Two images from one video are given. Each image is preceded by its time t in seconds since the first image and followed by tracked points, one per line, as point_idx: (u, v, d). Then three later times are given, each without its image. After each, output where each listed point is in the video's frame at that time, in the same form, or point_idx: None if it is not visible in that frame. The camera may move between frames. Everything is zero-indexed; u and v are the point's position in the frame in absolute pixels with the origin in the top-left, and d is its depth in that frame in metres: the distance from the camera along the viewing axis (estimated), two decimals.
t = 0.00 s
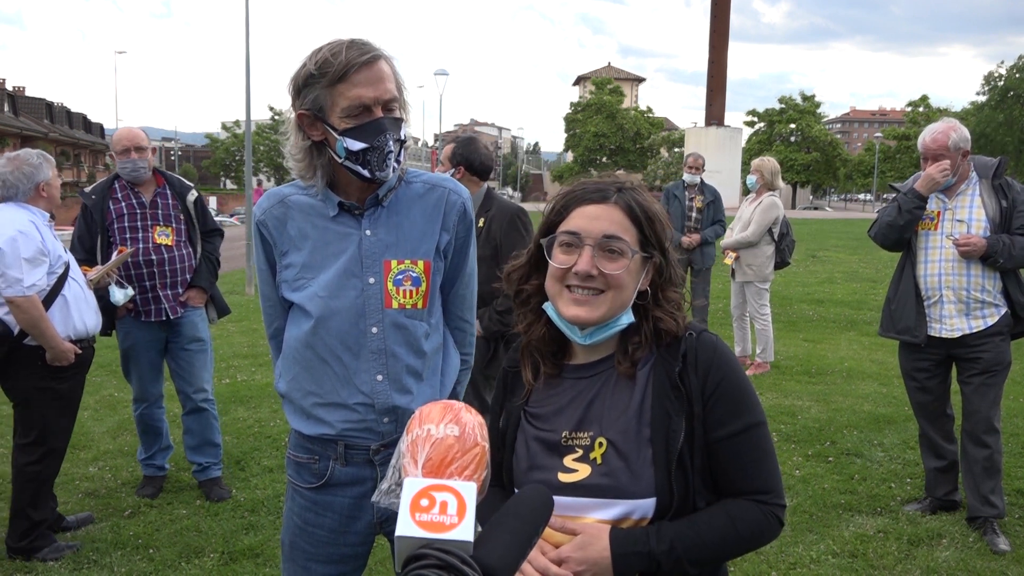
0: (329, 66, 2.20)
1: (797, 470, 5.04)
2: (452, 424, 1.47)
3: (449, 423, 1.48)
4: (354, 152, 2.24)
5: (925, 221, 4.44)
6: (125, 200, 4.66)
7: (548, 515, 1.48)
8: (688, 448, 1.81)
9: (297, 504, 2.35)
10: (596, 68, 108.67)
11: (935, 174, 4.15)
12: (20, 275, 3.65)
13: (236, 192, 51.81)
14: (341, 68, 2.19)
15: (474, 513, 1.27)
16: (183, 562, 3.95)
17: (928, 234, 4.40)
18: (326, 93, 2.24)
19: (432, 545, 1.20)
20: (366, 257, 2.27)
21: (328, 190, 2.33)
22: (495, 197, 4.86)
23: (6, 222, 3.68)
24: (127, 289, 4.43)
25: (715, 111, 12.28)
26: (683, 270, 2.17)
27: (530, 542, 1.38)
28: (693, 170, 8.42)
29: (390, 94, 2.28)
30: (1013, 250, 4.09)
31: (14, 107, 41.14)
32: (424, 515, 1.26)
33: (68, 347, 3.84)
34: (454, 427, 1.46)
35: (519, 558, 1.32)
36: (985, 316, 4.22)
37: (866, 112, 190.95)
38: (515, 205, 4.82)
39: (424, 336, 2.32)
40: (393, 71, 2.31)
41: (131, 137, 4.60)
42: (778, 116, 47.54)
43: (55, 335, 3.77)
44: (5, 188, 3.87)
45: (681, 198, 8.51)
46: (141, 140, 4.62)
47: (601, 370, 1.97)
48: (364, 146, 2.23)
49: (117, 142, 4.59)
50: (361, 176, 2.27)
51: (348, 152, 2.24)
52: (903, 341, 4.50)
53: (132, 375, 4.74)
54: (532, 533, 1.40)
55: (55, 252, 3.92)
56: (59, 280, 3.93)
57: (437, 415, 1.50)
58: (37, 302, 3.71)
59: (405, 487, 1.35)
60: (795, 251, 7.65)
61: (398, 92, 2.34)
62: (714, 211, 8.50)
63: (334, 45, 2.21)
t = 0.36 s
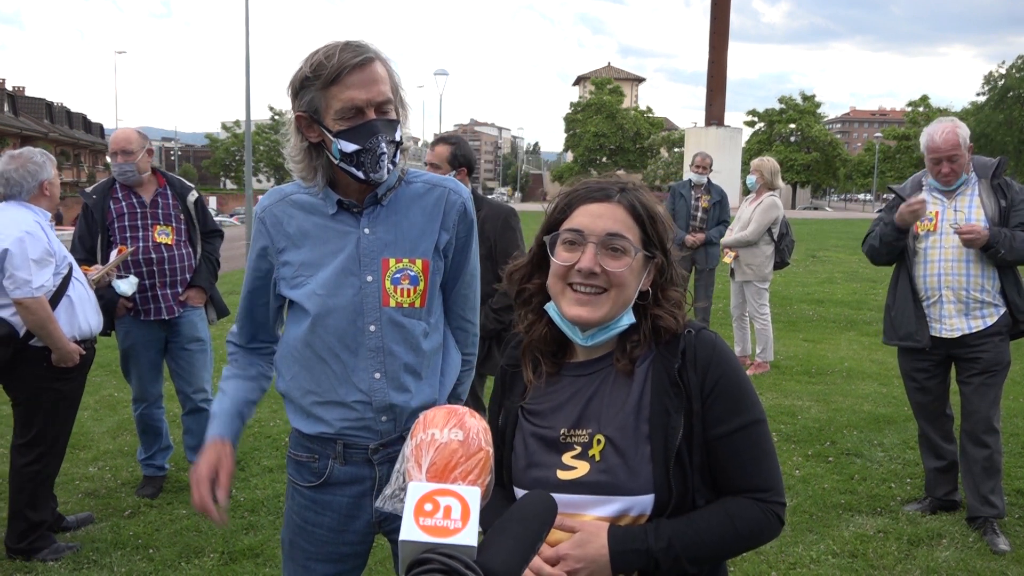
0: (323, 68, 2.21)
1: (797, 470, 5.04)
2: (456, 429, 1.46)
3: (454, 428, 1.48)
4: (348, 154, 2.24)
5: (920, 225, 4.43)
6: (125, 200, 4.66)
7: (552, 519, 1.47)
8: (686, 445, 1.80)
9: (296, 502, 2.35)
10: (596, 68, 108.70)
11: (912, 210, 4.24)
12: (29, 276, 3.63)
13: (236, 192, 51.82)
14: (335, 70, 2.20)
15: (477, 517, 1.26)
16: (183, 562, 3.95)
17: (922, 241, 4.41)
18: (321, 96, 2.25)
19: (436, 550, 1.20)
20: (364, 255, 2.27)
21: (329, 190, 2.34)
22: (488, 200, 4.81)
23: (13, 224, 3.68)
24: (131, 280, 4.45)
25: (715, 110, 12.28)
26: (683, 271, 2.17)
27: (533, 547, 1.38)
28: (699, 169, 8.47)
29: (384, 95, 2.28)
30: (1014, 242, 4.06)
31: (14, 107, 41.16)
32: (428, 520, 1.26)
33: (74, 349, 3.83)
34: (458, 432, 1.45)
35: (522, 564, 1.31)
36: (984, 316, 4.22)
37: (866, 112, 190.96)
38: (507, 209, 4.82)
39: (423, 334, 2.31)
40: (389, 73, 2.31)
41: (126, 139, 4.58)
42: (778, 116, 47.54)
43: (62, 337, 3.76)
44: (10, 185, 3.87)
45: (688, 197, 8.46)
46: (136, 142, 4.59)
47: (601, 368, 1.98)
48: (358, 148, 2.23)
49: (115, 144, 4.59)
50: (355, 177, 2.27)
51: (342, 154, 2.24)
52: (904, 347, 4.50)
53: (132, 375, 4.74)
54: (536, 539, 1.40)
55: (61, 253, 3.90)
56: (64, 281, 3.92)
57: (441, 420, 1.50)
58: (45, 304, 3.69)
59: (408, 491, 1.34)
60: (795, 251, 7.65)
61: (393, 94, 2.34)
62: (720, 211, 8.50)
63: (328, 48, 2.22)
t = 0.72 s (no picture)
0: (304, 77, 2.17)
1: (797, 470, 5.04)
2: (455, 423, 1.48)
3: (453, 422, 1.49)
4: (337, 159, 2.23)
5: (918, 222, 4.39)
6: (125, 200, 4.67)
7: (552, 514, 1.47)
8: (684, 436, 1.80)
9: (294, 502, 2.35)
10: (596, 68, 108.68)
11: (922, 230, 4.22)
12: (38, 275, 3.64)
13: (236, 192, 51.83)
14: (316, 78, 2.16)
15: (476, 512, 1.27)
16: (183, 562, 3.95)
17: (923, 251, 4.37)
18: (304, 103, 2.20)
19: (436, 544, 1.20)
20: (360, 250, 2.27)
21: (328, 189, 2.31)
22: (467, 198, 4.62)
23: (20, 224, 3.67)
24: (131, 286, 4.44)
25: (714, 110, 12.28)
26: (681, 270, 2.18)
27: (533, 541, 1.37)
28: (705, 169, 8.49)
29: (369, 99, 2.24)
30: (1004, 239, 4.05)
31: (14, 107, 41.14)
32: (426, 514, 1.27)
33: (80, 350, 3.82)
34: (457, 426, 1.46)
35: (522, 558, 1.31)
36: (982, 316, 4.21)
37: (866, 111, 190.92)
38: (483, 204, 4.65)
39: (418, 331, 2.32)
40: (372, 76, 2.27)
41: (127, 139, 4.58)
42: (778, 116, 47.53)
43: (68, 337, 3.75)
44: (14, 184, 3.85)
45: (692, 197, 8.55)
46: (136, 142, 4.59)
47: (597, 361, 1.97)
48: (346, 153, 2.21)
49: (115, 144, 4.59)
50: (346, 181, 2.26)
51: (331, 160, 2.23)
52: (903, 348, 4.50)
53: (132, 374, 4.74)
54: (536, 533, 1.39)
55: (66, 253, 3.90)
56: (69, 281, 3.92)
57: (440, 413, 1.50)
58: (52, 304, 3.70)
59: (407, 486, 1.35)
60: (795, 251, 7.64)
61: (377, 97, 2.30)
62: (724, 211, 8.47)
63: (310, 55, 2.19)
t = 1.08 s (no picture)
0: (306, 76, 2.17)
1: (797, 470, 5.04)
2: (442, 423, 1.48)
3: (439, 423, 1.49)
4: (338, 158, 2.22)
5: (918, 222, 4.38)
6: (126, 199, 4.67)
7: (539, 513, 1.47)
8: (681, 431, 1.81)
9: (294, 502, 2.35)
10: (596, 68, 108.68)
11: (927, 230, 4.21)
12: (46, 276, 3.65)
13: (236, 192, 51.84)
14: (318, 78, 2.16)
15: (463, 512, 1.29)
16: (183, 562, 3.95)
17: (923, 252, 4.37)
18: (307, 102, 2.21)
19: (422, 545, 1.23)
20: (360, 249, 2.27)
21: (328, 186, 2.31)
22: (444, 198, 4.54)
23: (26, 225, 3.67)
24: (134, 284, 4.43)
25: (715, 110, 12.27)
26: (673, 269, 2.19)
27: (521, 541, 1.39)
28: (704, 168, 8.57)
29: (371, 99, 2.24)
30: (1001, 240, 4.06)
31: (14, 107, 41.15)
32: (413, 516, 1.29)
33: (88, 350, 3.83)
34: (443, 427, 1.47)
35: (509, 557, 1.33)
36: (982, 316, 4.21)
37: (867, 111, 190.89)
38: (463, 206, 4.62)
39: (418, 330, 2.31)
40: (375, 76, 2.27)
41: (128, 139, 4.58)
42: (778, 116, 47.53)
43: (77, 338, 3.76)
44: (18, 186, 3.85)
45: (690, 197, 8.51)
46: (137, 142, 4.59)
47: (593, 360, 1.96)
48: (347, 152, 2.21)
49: (116, 144, 4.58)
50: (347, 181, 2.26)
51: (333, 159, 2.23)
52: (903, 348, 4.50)
53: (132, 374, 4.74)
54: (523, 532, 1.40)
55: (72, 253, 3.90)
56: (76, 281, 3.93)
57: (427, 414, 1.51)
58: (62, 305, 3.72)
59: (394, 487, 1.37)
60: (796, 251, 7.64)
61: (380, 97, 2.30)
62: (723, 211, 8.47)
63: (313, 55, 2.19)
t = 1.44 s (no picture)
0: (309, 77, 2.17)
1: (797, 470, 5.04)
2: (437, 423, 1.48)
3: (434, 423, 1.50)
4: (341, 159, 2.22)
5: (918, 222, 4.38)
6: (127, 199, 4.67)
7: (533, 512, 1.47)
8: (687, 444, 1.81)
9: (294, 502, 2.35)
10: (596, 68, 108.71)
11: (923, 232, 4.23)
12: (52, 278, 3.65)
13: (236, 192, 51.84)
14: (321, 79, 2.16)
15: (458, 511, 1.31)
16: (182, 562, 3.95)
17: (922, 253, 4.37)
18: (311, 103, 2.22)
19: (420, 543, 1.24)
20: (360, 250, 2.27)
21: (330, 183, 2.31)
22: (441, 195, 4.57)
23: (31, 226, 3.67)
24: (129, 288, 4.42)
25: (715, 110, 12.28)
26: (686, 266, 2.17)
27: (517, 540, 1.40)
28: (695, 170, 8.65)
29: (372, 100, 2.25)
30: (1000, 240, 4.06)
31: (14, 107, 41.15)
32: (408, 515, 1.30)
33: (91, 351, 3.83)
34: (439, 427, 1.48)
35: (506, 556, 1.33)
36: (982, 317, 4.21)
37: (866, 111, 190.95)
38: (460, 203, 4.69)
39: (418, 330, 2.31)
40: (376, 76, 2.27)
41: (130, 139, 4.58)
42: (778, 116, 47.55)
43: (81, 339, 3.76)
44: (26, 184, 3.84)
45: (684, 197, 8.46)
46: (139, 142, 4.60)
47: (602, 366, 1.95)
48: (350, 154, 2.21)
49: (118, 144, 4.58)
50: (351, 182, 2.26)
51: (336, 160, 2.23)
52: (903, 348, 4.50)
53: (132, 374, 4.74)
54: (518, 530, 1.41)
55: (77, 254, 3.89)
56: (80, 282, 3.91)
57: (422, 414, 1.52)
58: (66, 306, 3.72)
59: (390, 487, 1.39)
60: (796, 251, 7.64)
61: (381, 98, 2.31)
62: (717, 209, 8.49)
63: (315, 55, 2.19)
